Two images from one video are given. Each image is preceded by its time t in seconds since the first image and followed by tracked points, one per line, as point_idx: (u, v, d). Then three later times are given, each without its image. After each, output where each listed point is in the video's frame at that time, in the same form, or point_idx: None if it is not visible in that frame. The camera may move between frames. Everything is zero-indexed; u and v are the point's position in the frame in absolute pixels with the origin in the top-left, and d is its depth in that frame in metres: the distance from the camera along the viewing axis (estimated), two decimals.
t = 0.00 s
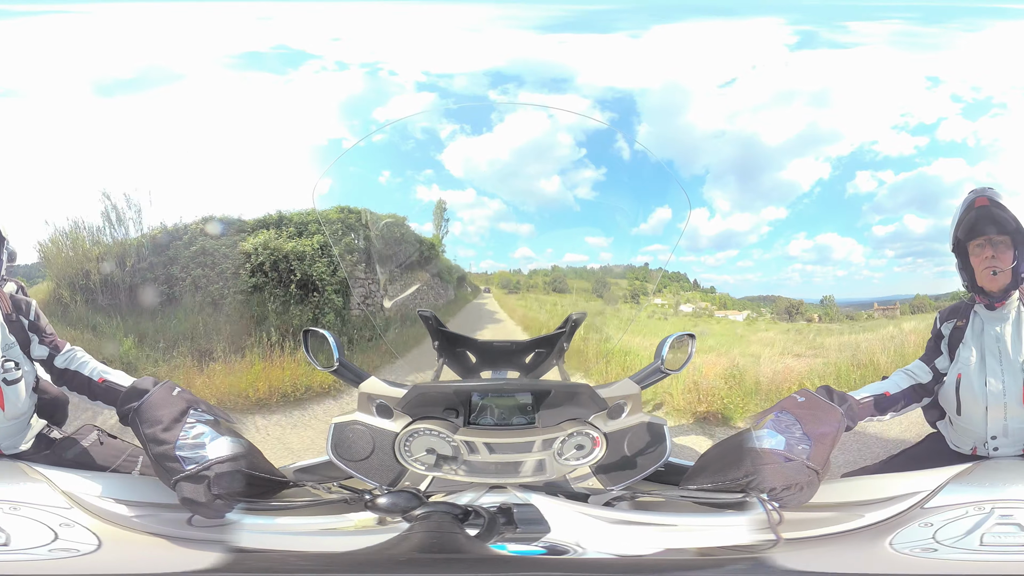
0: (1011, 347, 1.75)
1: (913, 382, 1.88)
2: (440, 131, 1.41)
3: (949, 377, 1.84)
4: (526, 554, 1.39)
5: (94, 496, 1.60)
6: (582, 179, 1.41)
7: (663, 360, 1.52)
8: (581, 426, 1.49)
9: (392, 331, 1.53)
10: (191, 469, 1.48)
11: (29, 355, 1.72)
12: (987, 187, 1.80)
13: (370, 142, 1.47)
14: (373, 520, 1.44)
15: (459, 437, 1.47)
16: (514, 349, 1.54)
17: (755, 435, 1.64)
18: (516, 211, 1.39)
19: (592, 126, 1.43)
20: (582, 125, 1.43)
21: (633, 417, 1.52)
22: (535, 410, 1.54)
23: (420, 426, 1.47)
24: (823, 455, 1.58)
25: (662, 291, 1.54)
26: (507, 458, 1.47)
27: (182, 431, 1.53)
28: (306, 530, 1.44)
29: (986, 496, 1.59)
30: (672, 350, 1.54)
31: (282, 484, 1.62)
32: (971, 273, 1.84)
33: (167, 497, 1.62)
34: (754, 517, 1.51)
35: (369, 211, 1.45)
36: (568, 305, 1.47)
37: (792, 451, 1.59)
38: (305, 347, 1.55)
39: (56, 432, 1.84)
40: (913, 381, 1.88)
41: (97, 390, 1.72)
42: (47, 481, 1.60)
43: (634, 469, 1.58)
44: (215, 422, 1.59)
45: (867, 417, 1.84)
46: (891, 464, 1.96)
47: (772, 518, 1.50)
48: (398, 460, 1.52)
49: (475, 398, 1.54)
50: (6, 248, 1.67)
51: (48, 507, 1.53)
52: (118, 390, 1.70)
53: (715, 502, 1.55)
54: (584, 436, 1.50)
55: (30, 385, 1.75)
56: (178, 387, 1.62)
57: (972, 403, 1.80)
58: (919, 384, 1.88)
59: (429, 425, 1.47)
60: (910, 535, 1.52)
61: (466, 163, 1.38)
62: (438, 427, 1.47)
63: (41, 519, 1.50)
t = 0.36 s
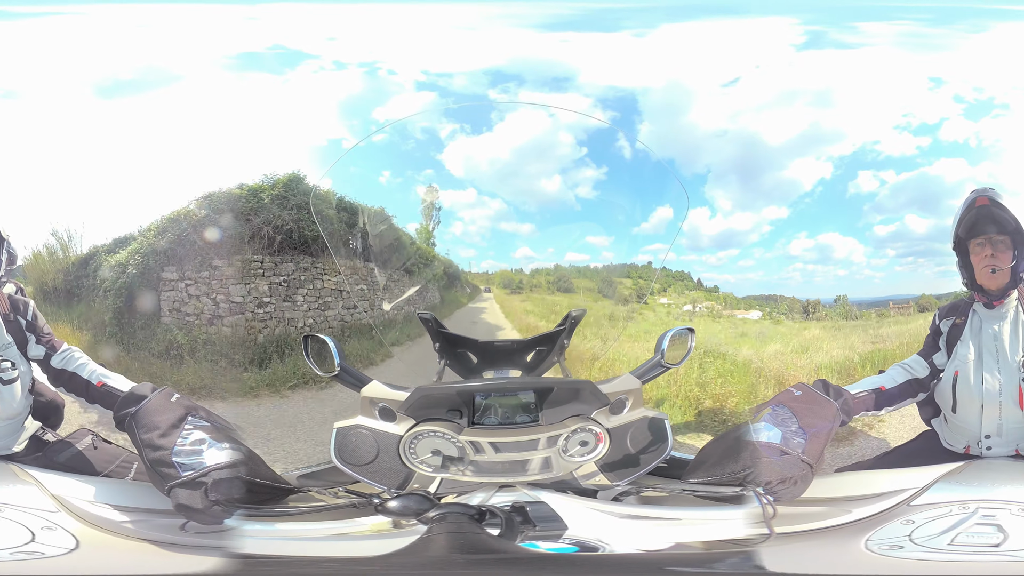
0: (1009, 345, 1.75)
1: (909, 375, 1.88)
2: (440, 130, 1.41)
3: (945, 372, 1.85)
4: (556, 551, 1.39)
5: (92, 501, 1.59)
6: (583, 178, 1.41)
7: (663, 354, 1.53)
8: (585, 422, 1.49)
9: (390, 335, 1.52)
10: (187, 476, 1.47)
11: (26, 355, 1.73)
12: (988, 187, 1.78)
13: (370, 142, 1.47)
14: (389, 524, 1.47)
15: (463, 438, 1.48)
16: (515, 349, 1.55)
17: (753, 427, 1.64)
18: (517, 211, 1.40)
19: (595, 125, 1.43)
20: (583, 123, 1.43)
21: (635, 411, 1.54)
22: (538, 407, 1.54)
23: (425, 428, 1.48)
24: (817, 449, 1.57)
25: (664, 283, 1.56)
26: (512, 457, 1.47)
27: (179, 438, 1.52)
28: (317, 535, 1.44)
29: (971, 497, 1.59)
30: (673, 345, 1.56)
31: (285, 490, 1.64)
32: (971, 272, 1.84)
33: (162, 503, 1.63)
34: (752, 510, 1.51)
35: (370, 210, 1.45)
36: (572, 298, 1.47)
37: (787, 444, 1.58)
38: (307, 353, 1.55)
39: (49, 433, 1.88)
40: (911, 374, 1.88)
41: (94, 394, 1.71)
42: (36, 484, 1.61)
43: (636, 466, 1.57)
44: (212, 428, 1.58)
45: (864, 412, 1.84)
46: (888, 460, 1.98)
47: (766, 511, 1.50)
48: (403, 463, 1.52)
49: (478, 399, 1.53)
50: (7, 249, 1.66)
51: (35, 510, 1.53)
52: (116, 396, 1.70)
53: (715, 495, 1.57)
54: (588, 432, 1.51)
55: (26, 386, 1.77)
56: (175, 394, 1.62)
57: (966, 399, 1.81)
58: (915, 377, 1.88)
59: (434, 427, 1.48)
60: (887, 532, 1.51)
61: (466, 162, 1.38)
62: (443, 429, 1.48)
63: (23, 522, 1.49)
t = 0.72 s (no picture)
0: (1006, 339, 1.74)
1: (906, 364, 1.87)
2: (441, 130, 1.40)
3: (943, 366, 1.84)
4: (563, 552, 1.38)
5: (85, 502, 1.58)
6: (585, 177, 1.41)
7: (661, 352, 1.53)
8: (585, 423, 1.49)
9: (389, 335, 1.53)
10: (183, 477, 1.47)
11: (20, 351, 1.74)
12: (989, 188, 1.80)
13: (370, 142, 1.47)
14: (389, 527, 1.44)
15: (463, 440, 1.47)
16: (512, 350, 1.54)
17: (753, 425, 1.63)
18: (519, 210, 1.39)
19: (597, 124, 1.43)
20: (585, 123, 1.43)
21: (635, 411, 1.53)
22: (537, 409, 1.53)
23: (424, 431, 1.47)
24: (817, 446, 1.57)
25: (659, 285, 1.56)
26: (513, 459, 1.47)
27: (173, 440, 1.52)
28: (312, 538, 1.43)
29: (967, 495, 1.58)
30: (672, 343, 1.55)
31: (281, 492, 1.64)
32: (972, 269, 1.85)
33: (153, 505, 1.62)
34: (753, 509, 1.50)
35: (371, 209, 1.44)
36: (572, 297, 1.47)
37: (787, 442, 1.58)
38: (303, 355, 1.54)
39: (43, 433, 1.89)
40: (907, 363, 1.87)
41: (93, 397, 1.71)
42: (29, 483, 1.62)
43: (637, 464, 1.57)
44: (206, 431, 1.59)
45: (857, 404, 1.82)
46: (888, 459, 1.97)
47: (768, 509, 1.47)
48: (402, 466, 1.52)
49: (476, 401, 1.53)
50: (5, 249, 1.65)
51: (27, 511, 1.54)
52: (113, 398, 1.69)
53: (717, 493, 1.56)
54: (588, 433, 1.50)
55: (21, 382, 1.78)
56: (172, 396, 1.62)
57: (965, 392, 1.81)
58: (912, 368, 1.87)
59: (432, 429, 1.47)
60: (882, 530, 1.50)
61: (466, 161, 1.38)
62: (440, 432, 1.48)
63: (12, 520, 1.51)
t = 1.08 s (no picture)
0: (998, 339, 1.73)
1: (901, 363, 1.87)
2: (441, 130, 1.40)
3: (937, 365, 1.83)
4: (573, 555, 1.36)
5: (78, 501, 1.59)
6: (586, 176, 1.41)
7: (661, 353, 1.52)
8: (586, 423, 1.49)
9: (389, 338, 1.52)
10: (178, 477, 1.50)
11: (17, 351, 1.73)
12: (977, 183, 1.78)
13: (370, 143, 1.47)
14: (388, 529, 1.42)
15: (463, 442, 1.47)
16: (512, 351, 1.54)
17: (751, 424, 1.63)
18: (520, 210, 1.39)
19: (598, 123, 1.43)
20: (586, 122, 1.43)
21: (635, 411, 1.53)
22: (538, 409, 1.51)
23: (423, 432, 1.48)
24: (815, 444, 1.57)
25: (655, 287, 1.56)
26: (513, 460, 1.47)
27: (170, 440, 1.56)
28: (309, 540, 1.43)
29: (962, 493, 1.57)
30: (672, 342, 1.55)
31: (278, 495, 1.66)
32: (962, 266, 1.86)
33: (146, 505, 1.62)
34: (755, 506, 1.51)
35: (373, 208, 1.43)
36: (571, 297, 1.45)
37: (786, 440, 1.57)
38: (302, 358, 1.56)
39: (41, 433, 1.90)
40: (902, 362, 1.88)
41: (90, 396, 1.73)
42: (25, 483, 1.61)
43: (641, 463, 1.57)
44: (204, 433, 1.62)
45: (852, 401, 1.81)
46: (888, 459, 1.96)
47: (768, 506, 1.49)
48: (401, 468, 1.51)
49: (477, 401, 1.51)
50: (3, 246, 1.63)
51: (20, 509, 1.54)
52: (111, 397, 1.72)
53: (718, 493, 1.56)
54: (589, 433, 1.50)
55: (15, 382, 1.76)
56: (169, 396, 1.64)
57: (958, 393, 1.78)
58: (906, 366, 1.87)
59: (430, 431, 1.48)
60: (879, 527, 1.49)
61: (468, 162, 1.37)
62: (440, 433, 1.48)
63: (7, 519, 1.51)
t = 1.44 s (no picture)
0: (1002, 345, 1.73)
1: (902, 374, 1.87)
2: (442, 131, 1.41)
3: (938, 372, 1.84)
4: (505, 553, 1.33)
5: (90, 495, 1.61)
6: (588, 176, 1.41)
7: (655, 360, 1.49)
8: (573, 427, 1.49)
9: (383, 331, 1.54)
10: (186, 468, 1.48)
11: (21, 352, 1.73)
12: (975, 185, 1.78)
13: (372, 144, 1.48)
14: (366, 518, 1.44)
15: (450, 438, 1.47)
16: (506, 350, 1.53)
17: (749, 436, 1.62)
18: (522, 210, 1.39)
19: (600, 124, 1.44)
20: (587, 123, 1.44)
21: (624, 417, 1.53)
22: (527, 409, 1.53)
23: (410, 426, 1.47)
24: (817, 455, 1.56)
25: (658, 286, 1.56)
26: (497, 458, 1.47)
27: (177, 431, 1.53)
28: (295, 528, 1.43)
29: (979, 498, 1.56)
30: (665, 347, 1.53)
31: (276, 483, 1.67)
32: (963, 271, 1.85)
33: (160, 497, 1.64)
34: (748, 518, 1.47)
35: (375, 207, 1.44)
36: (573, 298, 1.46)
37: (785, 451, 1.57)
38: (298, 347, 1.54)
39: (48, 432, 1.92)
40: (903, 372, 1.87)
41: (94, 391, 1.69)
42: (40, 483, 1.60)
43: (635, 466, 1.57)
44: (210, 422, 1.60)
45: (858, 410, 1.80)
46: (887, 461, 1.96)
47: (764, 518, 1.47)
48: (389, 460, 1.52)
49: (466, 398, 1.52)
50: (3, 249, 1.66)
51: (42, 507, 1.53)
52: (115, 391, 1.68)
53: (707, 503, 1.54)
54: (576, 437, 1.50)
55: (21, 385, 1.76)
56: (172, 387, 1.64)
57: (963, 400, 1.80)
58: (908, 376, 1.87)
59: (419, 425, 1.47)
60: (903, 537, 1.47)
61: (470, 162, 1.38)
62: (429, 427, 1.47)
63: (36, 519, 1.48)
